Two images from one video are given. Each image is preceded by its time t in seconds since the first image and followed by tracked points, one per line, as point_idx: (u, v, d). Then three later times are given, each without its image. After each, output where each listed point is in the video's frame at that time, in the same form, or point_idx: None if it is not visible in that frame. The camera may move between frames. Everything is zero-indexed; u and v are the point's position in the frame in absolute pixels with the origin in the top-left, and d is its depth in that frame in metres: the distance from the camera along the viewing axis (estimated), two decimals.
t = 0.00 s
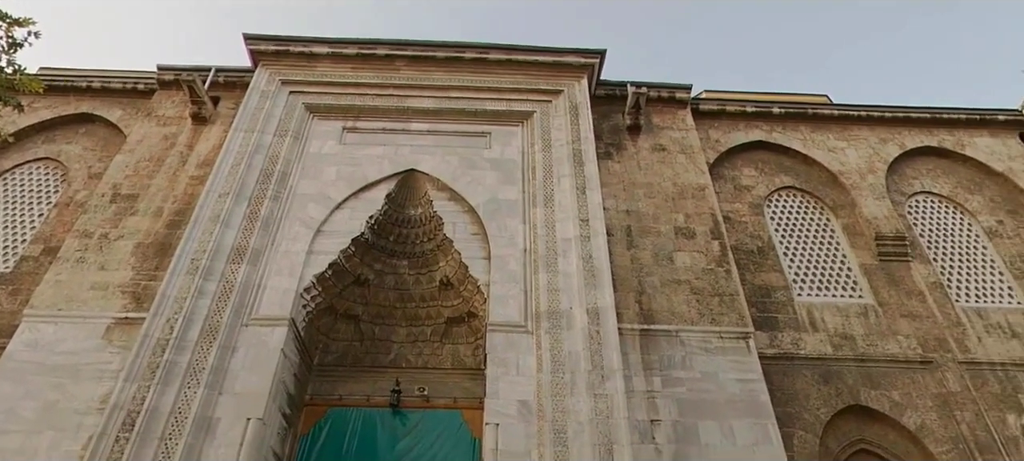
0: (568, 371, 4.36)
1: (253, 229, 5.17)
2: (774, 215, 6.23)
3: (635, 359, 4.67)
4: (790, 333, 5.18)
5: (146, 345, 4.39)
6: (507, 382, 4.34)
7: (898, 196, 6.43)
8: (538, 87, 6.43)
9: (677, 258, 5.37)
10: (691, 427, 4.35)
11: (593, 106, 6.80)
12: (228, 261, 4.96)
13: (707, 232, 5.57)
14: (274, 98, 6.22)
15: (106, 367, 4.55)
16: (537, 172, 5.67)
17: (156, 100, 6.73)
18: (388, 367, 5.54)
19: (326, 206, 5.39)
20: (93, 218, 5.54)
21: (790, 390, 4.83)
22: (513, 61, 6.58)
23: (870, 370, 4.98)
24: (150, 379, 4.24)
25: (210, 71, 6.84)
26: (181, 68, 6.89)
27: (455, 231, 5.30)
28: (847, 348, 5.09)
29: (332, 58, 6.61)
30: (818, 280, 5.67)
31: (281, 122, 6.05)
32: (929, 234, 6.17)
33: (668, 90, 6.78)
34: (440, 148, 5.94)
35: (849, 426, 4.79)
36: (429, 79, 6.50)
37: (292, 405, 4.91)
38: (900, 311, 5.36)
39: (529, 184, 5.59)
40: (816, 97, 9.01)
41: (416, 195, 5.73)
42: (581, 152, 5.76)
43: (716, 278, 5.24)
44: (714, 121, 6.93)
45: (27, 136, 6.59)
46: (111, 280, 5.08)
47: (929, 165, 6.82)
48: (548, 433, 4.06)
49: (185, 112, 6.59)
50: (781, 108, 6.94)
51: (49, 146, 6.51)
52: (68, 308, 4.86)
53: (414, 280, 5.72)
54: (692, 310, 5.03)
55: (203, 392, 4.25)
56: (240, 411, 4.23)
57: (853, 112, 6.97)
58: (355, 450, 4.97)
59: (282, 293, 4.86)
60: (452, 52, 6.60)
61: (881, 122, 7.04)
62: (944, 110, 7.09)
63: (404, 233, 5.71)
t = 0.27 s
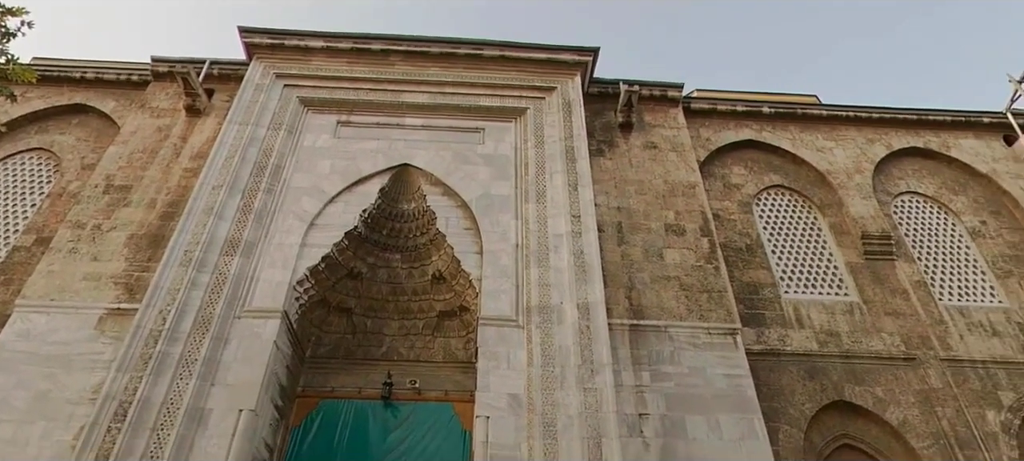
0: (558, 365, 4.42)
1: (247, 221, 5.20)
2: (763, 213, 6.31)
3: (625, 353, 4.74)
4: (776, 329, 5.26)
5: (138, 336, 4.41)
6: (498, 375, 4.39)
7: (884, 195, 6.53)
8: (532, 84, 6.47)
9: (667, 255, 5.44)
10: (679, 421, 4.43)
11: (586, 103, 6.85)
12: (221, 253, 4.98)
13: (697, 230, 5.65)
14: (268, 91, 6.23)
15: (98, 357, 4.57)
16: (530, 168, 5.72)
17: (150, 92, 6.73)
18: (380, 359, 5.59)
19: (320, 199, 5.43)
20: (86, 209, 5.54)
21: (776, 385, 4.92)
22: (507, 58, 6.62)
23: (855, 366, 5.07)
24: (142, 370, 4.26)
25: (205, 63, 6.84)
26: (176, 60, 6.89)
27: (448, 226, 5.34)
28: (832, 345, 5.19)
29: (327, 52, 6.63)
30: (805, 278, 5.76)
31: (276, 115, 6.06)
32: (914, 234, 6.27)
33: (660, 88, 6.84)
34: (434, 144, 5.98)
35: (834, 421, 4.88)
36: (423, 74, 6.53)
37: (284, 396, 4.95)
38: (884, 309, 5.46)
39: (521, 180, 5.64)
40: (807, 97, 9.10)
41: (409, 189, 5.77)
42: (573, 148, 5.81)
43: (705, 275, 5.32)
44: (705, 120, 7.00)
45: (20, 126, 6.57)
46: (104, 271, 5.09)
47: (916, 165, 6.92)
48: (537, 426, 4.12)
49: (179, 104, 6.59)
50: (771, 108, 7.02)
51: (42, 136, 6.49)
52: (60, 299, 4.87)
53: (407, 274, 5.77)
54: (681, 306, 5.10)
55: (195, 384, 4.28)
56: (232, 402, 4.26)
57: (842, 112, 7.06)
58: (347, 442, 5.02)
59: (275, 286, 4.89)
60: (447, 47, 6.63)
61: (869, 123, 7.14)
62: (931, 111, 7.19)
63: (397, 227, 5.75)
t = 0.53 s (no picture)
0: (549, 359, 4.47)
1: (240, 214, 5.22)
2: (752, 211, 6.39)
3: (614, 348, 4.80)
4: (763, 326, 5.35)
5: (131, 327, 4.43)
6: (489, 369, 4.44)
7: (871, 195, 6.63)
8: (525, 80, 6.52)
9: (657, 251, 5.51)
10: (666, 415, 4.50)
11: (579, 100, 6.90)
12: (214, 245, 5.00)
13: (687, 227, 5.72)
14: (263, 84, 6.24)
15: (90, 348, 4.59)
16: (522, 164, 5.77)
17: (144, 83, 6.72)
18: (372, 352, 5.63)
19: (313, 192, 5.46)
20: (79, 200, 5.55)
21: (762, 380, 5.00)
22: (501, 54, 6.65)
23: (839, 362, 5.17)
24: (134, 361, 4.28)
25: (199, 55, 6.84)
26: (170, 52, 6.88)
27: (441, 220, 5.39)
28: (818, 341, 5.28)
29: (322, 46, 6.64)
30: (792, 275, 5.85)
31: (270, 108, 6.08)
32: (900, 233, 6.37)
33: (652, 86, 6.91)
34: (428, 138, 6.02)
35: (818, 416, 4.97)
36: (418, 69, 6.56)
37: (276, 388, 4.99)
38: (869, 307, 5.56)
39: (514, 175, 5.69)
40: (798, 97, 9.20)
41: (403, 183, 5.80)
42: (566, 145, 5.86)
43: (694, 271, 5.39)
44: (696, 118, 7.07)
45: (12, 116, 6.55)
46: (97, 262, 5.11)
47: (902, 166, 7.02)
48: (527, 418, 4.17)
49: (173, 95, 6.59)
50: (762, 107, 7.10)
51: (35, 126, 6.48)
52: (52, 289, 4.88)
53: (399, 268, 5.81)
54: (670, 301, 5.17)
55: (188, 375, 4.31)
56: (224, 393, 4.30)
57: (831, 112, 7.15)
58: (339, 433, 5.07)
59: (268, 278, 4.92)
60: (441, 43, 6.66)
61: (858, 123, 7.23)
62: (918, 113, 7.29)
63: (391, 221, 5.79)
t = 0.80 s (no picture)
0: (540, 354, 4.52)
1: (234, 207, 5.24)
2: (742, 208, 6.47)
3: (604, 343, 4.86)
4: (752, 322, 5.42)
5: (123, 319, 4.45)
6: (480, 362, 4.49)
7: (859, 194, 6.72)
8: (520, 77, 6.55)
9: (648, 248, 5.57)
10: (655, 409, 4.57)
11: (572, 97, 6.95)
12: (208, 237, 5.02)
13: (678, 224, 5.79)
14: (258, 77, 6.25)
15: (83, 339, 4.60)
16: (516, 159, 5.81)
17: (138, 75, 6.72)
18: (365, 345, 5.66)
19: (307, 186, 5.48)
20: (72, 191, 5.54)
21: (750, 375, 5.08)
22: (496, 51, 6.68)
23: (825, 358, 5.25)
24: (127, 352, 4.30)
25: (194, 48, 6.83)
26: (165, 44, 6.88)
27: (434, 215, 5.42)
28: (805, 338, 5.36)
29: (317, 40, 6.66)
30: (781, 273, 5.93)
31: (265, 101, 6.09)
32: (886, 232, 6.47)
33: (645, 84, 6.96)
34: (422, 134, 6.05)
35: (804, 411, 5.06)
36: (412, 64, 6.58)
37: (269, 381, 5.02)
38: (855, 304, 5.65)
39: (507, 171, 5.73)
40: (789, 97, 9.28)
41: (397, 178, 5.84)
42: (559, 142, 5.91)
43: (684, 268, 5.46)
44: (688, 117, 7.13)
45: (5, 106, 6.53)
46: (90, 253, 5.11)
47: (890, 166, 7.11)
48: (518, 412, 4.23)
49: (168, 88, 6.59)
50: (753, 106, 7.17)
51: (28, 117, 6.46)
52: (45, 280, 4.89)
53: (393, 262, 5.84)
54: (660, 297, 5.24)
55: (180, 367, 4.33)
56: (217, 385, 4.32)
57: (821, 112, 7.23)
58: (331, 425, 5.11)
59: (261, 271, 4.95)
60: (436, 39, 6.69)
61: (847, 123, 7.31)
62: (906, 114, 7.39)
63: (385, 215, 5.82)
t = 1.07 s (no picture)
0: (530, 347, 4.58)
1: (227, 198, 5.25)
2: (730, 206, 6.55)
3: (594, 337, 4.92)
4: (739, 318, 5.51)
5: (115, 309, 4.46)
6: (471, 355, 4.54)
7: (845, 193, 6.82)
8: (513, 73, 6.59)
9: (638, 244, 5.65)
10: (643, 403, 4.64)
11: (565, 94, 7.00)
12: (200, 229, 5.03)
13: (667, 220, 5.86)
14: (252, 69, 6.26)
15: (74, 329, 4.62)
16: (508, 155, 5.86)
17: (131, 65, 6.70)
18: (356, 337, 5.71)
19: (301, 179, 5.50)
20: (64, 181, 5.54)
21: (736, 370, 5.17)
22: (489, 46, 6.72)
23: (810, 354, 5.35)
24: (119, 342, 4.31)
25: (188, 39, 6.82)
26: (158, 35, 6.86)
27: (427, 209, 5.47)
28: (791, 333, 5.46)
29: (311, 33, 6.66)
30: (768, 270, 6.02)
31: (258, 94, 6.09)
32: (871, 231, 6.58)
33: (637, 82, 7.02)
34: (416, 128, 6.08)
35: (788, 405, 5.16)
36: (406, 59, 6.60)
37: (260, 372, 5.05)
38: (840, 301, 5.76)
39: (500, 166, 5.78)
40: (779, 97, 9.38)
41: (390, 171, 5.87)
42: (551, 138, 5.97)
43: (673, 264, 5.54)
44: (679, 114, 7.21)
45: None
46: (81, 243, 5.12)
47: (876, 166, 7.22)
48: (508, 404, 4.28)
49: (161, 78, 6.58)
50: (743, 105, 7.25)
51: (19, 106, 6.43)
52: (36, 269, 4.89)
53: (385, 255, 5.88)
54: (649, 292, 5.31)
55: (172, 357, 4.35)
56: (209, 376, 4.35)
57: (810, 112, 7.32)
58: (322, 416, 5.16)
59: (253, 263, 4.97)
60: (431, 34, 6.71)
61: (836, 123, 7.41)
62: (893, 114, 7.49)
63: (377, 208, 5.86)
